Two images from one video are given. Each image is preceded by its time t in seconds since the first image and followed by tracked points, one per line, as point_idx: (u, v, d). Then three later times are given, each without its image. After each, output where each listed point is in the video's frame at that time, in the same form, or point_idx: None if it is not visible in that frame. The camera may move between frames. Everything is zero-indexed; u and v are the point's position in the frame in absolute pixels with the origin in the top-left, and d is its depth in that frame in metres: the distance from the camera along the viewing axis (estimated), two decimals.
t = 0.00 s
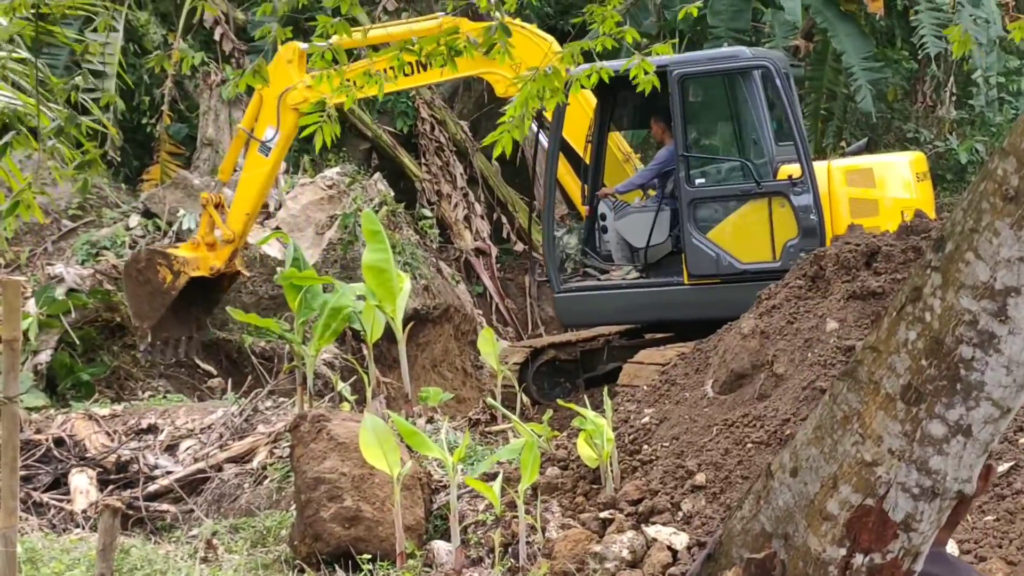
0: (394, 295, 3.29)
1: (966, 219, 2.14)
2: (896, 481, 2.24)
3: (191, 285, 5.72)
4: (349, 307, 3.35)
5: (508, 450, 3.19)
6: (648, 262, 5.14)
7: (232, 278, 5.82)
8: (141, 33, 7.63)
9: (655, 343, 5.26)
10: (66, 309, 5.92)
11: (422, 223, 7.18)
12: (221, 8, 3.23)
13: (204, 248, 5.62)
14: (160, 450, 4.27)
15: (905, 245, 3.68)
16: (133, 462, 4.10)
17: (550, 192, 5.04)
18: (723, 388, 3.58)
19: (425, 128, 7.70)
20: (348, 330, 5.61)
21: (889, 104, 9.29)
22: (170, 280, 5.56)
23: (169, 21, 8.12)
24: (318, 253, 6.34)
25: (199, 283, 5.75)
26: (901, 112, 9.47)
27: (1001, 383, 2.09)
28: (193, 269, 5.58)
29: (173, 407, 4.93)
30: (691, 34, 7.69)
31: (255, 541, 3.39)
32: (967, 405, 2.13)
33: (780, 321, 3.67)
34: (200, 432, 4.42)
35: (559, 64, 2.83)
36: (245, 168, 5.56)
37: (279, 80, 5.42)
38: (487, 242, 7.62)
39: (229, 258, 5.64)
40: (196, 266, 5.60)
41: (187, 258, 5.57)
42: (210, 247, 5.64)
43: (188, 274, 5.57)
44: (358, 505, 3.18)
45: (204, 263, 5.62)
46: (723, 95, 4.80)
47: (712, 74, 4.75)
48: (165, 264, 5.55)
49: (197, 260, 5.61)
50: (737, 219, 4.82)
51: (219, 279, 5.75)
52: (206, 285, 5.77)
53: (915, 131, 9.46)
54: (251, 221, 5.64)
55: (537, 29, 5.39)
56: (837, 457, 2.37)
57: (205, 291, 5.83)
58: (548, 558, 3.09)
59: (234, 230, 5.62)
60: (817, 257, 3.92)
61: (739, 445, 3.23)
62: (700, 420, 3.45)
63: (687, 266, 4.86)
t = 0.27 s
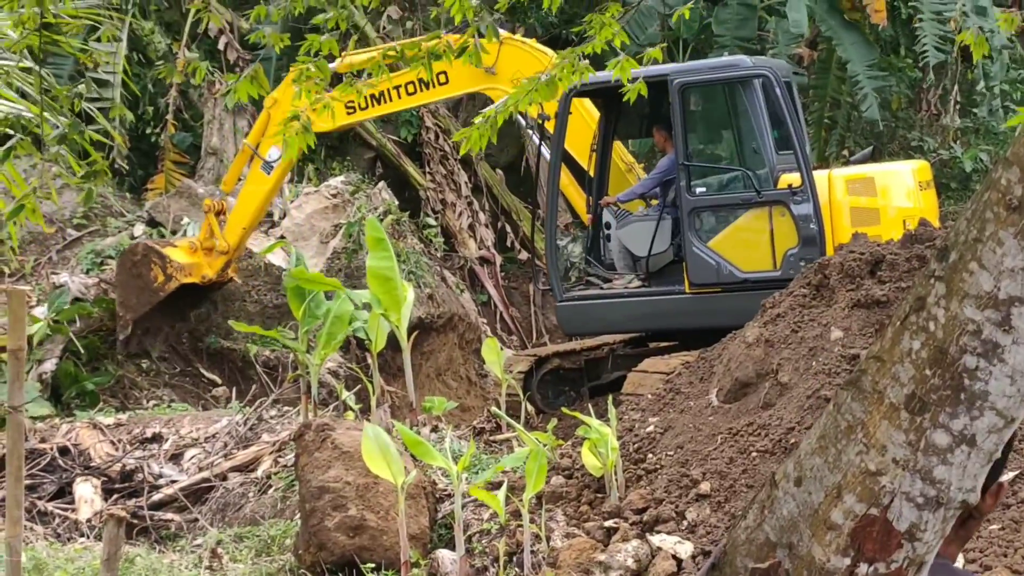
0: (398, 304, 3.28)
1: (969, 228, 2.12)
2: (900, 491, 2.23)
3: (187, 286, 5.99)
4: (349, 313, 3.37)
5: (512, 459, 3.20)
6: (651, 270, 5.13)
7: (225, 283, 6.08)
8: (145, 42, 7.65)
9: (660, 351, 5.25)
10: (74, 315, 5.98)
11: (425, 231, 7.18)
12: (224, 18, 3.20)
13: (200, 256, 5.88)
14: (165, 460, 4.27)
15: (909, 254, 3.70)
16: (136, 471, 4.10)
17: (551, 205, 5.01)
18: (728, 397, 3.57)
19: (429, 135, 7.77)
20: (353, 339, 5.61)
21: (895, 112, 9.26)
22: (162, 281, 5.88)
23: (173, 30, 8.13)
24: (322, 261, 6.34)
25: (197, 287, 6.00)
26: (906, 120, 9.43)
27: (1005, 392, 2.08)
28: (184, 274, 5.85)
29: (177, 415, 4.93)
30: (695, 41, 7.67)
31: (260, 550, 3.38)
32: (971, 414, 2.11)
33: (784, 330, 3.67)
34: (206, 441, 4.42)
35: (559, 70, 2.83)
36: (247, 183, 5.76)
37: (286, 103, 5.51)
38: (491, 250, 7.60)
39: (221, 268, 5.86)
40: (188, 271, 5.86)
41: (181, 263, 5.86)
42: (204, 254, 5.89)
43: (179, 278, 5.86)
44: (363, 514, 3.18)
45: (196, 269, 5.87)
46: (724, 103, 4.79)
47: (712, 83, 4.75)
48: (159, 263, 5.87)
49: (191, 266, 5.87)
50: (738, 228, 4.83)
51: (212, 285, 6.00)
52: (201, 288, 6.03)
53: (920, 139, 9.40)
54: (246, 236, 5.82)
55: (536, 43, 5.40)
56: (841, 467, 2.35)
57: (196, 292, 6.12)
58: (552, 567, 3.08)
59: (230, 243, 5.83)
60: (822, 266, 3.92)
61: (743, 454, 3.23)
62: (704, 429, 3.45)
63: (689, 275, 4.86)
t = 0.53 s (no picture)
0: (405, 312, 3.26)
1: (974, 237, 2.11)
2: (905, 500, 2.21)
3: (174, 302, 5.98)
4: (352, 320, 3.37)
5: (519, 468, 3.19)
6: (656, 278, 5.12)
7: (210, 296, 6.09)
8: (150, 51, 7.68)
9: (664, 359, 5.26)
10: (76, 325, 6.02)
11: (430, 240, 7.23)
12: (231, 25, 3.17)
13: (187, 270, 5.90)
14: (170, 469, 4.27)
15: (914, 262, 3.71)
16: (141, 480, 4.11)
17: (557, 217, 5.01)
18: (733, 405, 3.57)
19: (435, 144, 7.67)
20: (358, 348, 5.65)
21: (900, 121, 9.26)
22: (147, 291, 5.85)
23: (179, 39, 8.17)
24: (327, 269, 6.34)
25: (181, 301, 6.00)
26: (912, 129, 9.42)
27: (1011, 402, 2.07)
28: (170, 285, 5.84)
29: (181, 424, 4.94)
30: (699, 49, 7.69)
31: (264, 559, 3.37)
32: (976, 423, 2.10)
33: (790, 338, 3.67)
34: (211, 451, 4.42)
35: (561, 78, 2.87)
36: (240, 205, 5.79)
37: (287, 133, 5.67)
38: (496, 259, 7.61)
39: (206, 283, 5.88)
40: (174, 282, 5.86)
41: (167, 275, 5.84)
42: (191, 267, 5.92)
43: (164, 290, 5.85)
44: (368, 523, 3.17)
45: (182, 282, 5.89)
46: (728, 111, 4.80)
47: (716, 91, 4.76)
48: (146, 274, 5.82)
49: (177, 278, 5.88)
50: (742, 237, 4.83)
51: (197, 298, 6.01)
52: (184, 302, 6.03)
53: (925, 148, 9.41)
54: (235, 254, 5.86)
55: (532, 60, 5.35)
56: (845, 476, 2.34)
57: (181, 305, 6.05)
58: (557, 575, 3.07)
59: (218, 260, 5.86)
60: (827, 274, 3.92)
61: (748, 462, 3.22)
62: (710, 437, 3.44)
63: (694, 284, 4.87)
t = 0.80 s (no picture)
0: (409, 320, 3.26)
1: (977, 245, 2.11)
2: (908, 508, 2.20)
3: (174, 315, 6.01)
4: (356, 327, 3.38)
5: (522, 476, 3.18)
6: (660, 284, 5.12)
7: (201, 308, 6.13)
8: (155, 58, 7.70)
9: (668, 367, 5.26)
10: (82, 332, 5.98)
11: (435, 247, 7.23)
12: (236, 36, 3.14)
13: (179, 283, 5.92)
14: (174, 477, 4.27)
15: (918, 269, 3.73)
16: (145, 487, 4.11)
17: (561, 226, 5.02)
18: (737, 413, 3.57)
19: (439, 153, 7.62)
20: (362, 355, 5.64)
21: (905, 127, 9.24)
22: (138, 302, 5.86)
23: (183, 47, 8.19)
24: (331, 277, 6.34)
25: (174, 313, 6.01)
26: (916, 135, 9.41)
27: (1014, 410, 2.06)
28: (161, 297, 5.87)
29: (185, 431, 4.94)
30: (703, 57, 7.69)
31: (268, 567, 3.36)
32: (978, 431, 2.09)
33: (794, 345, 3.67)
34: (215, 459, 4.41)
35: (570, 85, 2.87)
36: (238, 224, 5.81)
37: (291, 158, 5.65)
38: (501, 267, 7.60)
39: (196, 298, 5.92)
40: (164, 294, 5.89)
41: (158, 288, 5.87)
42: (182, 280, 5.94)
43: (154, 302, 5.87)
44: (371, 530, 3.17)
45: (173, 295, 5.92)
46: (731, 119, 4.80)
47: (720, 99, 4.76)
48: (137, 285, 5.85)
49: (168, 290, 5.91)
50: (746, 244, 4.83)
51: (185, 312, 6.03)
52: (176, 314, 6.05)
53: (930, 154, 9.33)
54: (227, 274, 5.90)
55: (528, 77, 5.31)
56: (848, 484, 2.32)
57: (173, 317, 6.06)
58: None
59: (210, 276, 5.89)
60: (830, 282, 3.92)
61: (752, 470, 3.22)
62: (714, 445, 3.44)
63: (698, 291, 4.87)
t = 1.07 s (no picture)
0: (412, 326, 3.25)
1: (978, 252, 2.11)
2: (909, 515, 2.19)
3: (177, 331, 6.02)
4: (360, 334, 3.38)
5: (525, 482, 3.17)
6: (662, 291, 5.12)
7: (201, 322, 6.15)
8: (157, 65, 7.72)
9: (670, 373, 5.27)
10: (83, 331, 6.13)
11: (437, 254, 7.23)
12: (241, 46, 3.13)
13: (176, 297, 5.95)
14: (177, 483, 4.27)
15: (920, 275, 3.74)
16: (147, 494, 4.11)
17: (563, 236, 5.03)
18: (739, 419, 3.57)
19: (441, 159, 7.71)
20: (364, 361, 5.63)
21: (905, 134, 9.25)
22: (135, 318, 5.92)
23: (184, 54, 8.20)
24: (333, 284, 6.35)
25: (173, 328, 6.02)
26: (917, 142, 9.42)
27: (1016, 417, 2.06)
28: (157, 313, 5.90)
29: (188, 438, 4.94)
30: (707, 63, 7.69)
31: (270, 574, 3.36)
32: (980, 437, 2.09)
33: (795, 351, 3.67)
34: (217, 464, 4.41)
35: (581, 88, 2.67)
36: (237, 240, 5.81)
37: (294, 178, 5.62)
38: (501, 274, 7.62)
39: (193, 312, 5.93)
40: (160, 309, 5.93)
41: (155, 302, 5.91)
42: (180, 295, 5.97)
43: (151, 317, 5.91)
44: (374, 537, 3.16)
45: (170, 310, 5.94)
46: (733, 125, 4.81)
47: (722, 105, 4.77)
48: (134, 302, 5.92)
49: (165, 305, 5.94)
50: (747, 251, 4.83)
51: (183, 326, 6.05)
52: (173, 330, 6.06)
53: (931, 160, 9.33)
54: (226, 290, 5.89)
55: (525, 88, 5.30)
56: (850, 490, 2.32)
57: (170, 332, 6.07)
58: None
59: (208, 291, 5.89)
60: (832, 288, 3.93)
61: (754, 476, 3.22)
62: (716, 451, 3.44)
63: (699, 297, 4.87)
